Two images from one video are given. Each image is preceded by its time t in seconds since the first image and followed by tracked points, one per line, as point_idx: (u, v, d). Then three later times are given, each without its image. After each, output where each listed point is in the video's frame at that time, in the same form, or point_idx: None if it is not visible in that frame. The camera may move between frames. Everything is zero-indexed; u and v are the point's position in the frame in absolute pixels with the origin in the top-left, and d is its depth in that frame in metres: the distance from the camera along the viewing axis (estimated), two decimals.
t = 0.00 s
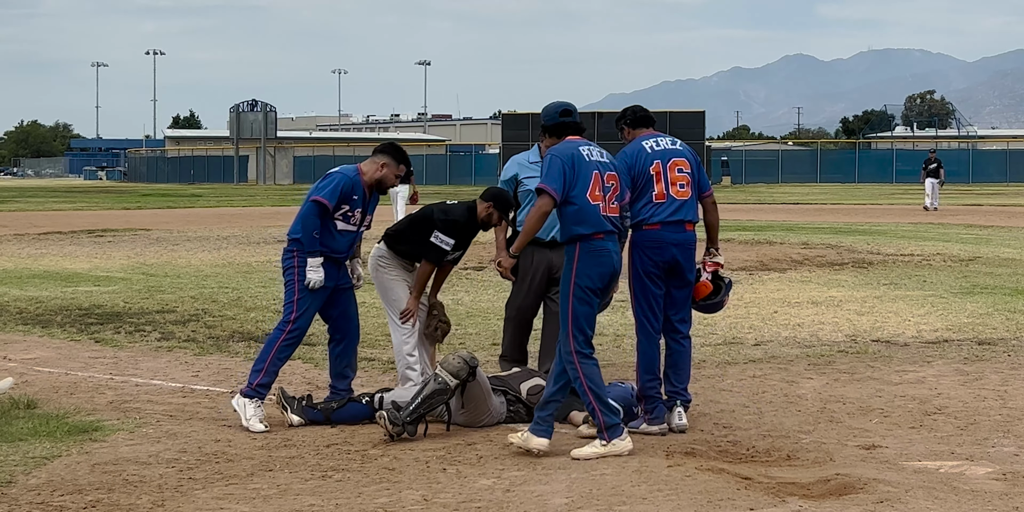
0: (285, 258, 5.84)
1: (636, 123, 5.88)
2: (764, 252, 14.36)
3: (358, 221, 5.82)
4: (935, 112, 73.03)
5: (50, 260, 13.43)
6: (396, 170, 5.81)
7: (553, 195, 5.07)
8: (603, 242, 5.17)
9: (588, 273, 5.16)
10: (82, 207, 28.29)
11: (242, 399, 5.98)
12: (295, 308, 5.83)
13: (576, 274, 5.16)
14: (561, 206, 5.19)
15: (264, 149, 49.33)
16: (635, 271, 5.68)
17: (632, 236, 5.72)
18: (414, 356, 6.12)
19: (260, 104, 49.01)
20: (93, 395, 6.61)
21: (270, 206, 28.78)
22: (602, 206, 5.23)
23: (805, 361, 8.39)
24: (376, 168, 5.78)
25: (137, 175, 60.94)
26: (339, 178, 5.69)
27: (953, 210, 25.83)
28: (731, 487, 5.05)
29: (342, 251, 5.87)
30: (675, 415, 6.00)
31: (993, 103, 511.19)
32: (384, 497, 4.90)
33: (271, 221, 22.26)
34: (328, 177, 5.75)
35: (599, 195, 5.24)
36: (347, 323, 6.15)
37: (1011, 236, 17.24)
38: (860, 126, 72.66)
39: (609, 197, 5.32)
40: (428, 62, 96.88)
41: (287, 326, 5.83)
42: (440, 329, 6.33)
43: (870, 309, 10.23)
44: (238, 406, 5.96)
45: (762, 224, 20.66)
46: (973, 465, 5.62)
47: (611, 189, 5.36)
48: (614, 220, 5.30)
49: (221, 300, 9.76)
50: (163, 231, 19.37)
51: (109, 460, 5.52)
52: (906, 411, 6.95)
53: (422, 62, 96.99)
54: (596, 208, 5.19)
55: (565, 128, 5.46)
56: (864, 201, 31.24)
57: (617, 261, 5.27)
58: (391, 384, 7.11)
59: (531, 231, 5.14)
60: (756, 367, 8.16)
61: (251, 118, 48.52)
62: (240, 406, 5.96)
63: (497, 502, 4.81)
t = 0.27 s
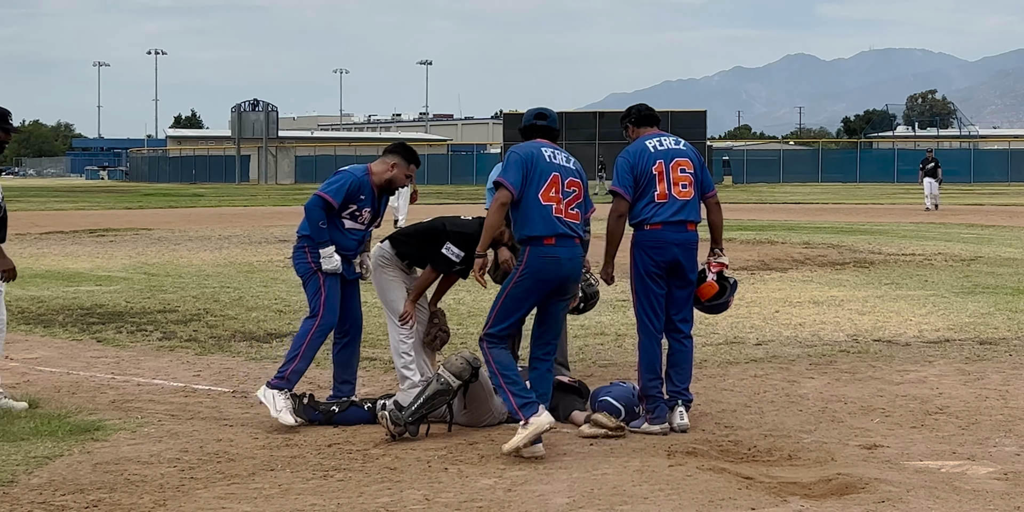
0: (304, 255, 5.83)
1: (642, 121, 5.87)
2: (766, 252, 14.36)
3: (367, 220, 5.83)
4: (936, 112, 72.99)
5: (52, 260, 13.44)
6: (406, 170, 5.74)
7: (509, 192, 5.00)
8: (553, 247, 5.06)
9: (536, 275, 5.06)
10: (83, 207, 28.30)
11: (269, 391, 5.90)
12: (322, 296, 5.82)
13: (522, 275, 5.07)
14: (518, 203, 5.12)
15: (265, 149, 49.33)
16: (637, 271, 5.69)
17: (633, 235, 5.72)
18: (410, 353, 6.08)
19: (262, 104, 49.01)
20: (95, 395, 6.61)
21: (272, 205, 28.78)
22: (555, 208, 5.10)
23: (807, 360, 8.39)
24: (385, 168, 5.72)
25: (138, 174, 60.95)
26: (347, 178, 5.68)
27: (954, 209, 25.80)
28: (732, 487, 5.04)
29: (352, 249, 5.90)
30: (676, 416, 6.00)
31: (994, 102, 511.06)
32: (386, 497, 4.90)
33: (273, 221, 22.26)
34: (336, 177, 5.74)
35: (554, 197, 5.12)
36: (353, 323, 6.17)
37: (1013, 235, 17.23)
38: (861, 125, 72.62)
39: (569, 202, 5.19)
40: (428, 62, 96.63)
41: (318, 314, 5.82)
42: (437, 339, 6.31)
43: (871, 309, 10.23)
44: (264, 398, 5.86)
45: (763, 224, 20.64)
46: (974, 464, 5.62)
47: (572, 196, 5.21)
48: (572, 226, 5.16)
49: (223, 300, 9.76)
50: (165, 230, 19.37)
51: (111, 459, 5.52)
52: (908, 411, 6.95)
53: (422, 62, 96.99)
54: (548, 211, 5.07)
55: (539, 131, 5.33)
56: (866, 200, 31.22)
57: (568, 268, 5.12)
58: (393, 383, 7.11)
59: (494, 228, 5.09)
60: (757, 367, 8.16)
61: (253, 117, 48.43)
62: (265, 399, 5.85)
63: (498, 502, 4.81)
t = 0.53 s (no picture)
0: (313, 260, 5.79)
1: (646, 120, 5.87)
2: (767, 252, 14.35)
3: (373, 219, 5.83)
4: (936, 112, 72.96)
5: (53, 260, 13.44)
6: (410, 166, 5.70)
7: (465, 194, 5.03)
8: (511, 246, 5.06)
9: (496, 275, 5.09)
10: (84, 206, 28.32)
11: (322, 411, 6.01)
12: (333, 305, 5.78)
13: (482, 275, 5.11)
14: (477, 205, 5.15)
15: (266, 149, 49.34)
16: (639, 271, 5.69)
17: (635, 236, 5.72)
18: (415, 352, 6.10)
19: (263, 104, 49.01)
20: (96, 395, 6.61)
21: (273, 205, 28.79)
22: (512, 208, 5.10)
23: (808, 360, 8.39)
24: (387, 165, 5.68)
25: (139, 174, 60.98)
26: (351, 179, 5.67)
27: (954, 209, 25.78)
28: (733, 487, 5.04)
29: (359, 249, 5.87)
30: (677, 416, 5.99)
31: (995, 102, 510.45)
32: (387, 497, 4.90)
33: (274, 220, 22.27)
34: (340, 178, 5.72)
35: (511, 196, 5.12)
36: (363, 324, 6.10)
37: (1014, 235, 17.22)
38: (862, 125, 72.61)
39: (531, 200, 5.16)
40: (428, 62, 96.57)
41: (333, 324, 5.78)
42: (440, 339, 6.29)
43: (873, 309, 10.22)
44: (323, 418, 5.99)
45: (764, 224, 20.62)
46: (975, 464, 5.62)
47: (535, 194, 5.19)
48: (534, 225, 5.13)
49: (224, 300, 9.75)
50: (166, 230, 19.38)
51: (112, 459, 5.52)
52: (909, 411, 6.95)
53: (423, 62, 97.05)
54: (503, 211, 5.08)
55: (509, 131, 5.33)
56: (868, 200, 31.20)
57: (530, 266, 5.12)
58: (394, 383, 7.11)
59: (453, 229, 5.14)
60: (759, 367, 8.15)
61: (254, 117, 48.37)
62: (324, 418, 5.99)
63: (499, 501, 4.81)
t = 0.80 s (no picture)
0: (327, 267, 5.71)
1: (649, 120, 5.87)
2: (768, 252, 14.34)
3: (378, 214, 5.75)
4: (936, 112, 72.93)
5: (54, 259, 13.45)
6: (402, 154, 5.67)
7: (440, 193, 5.05)
8: (495, 243, 5.07)
9: (482, 272, 5.10)
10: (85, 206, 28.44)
11: (330, 417, 5.98)
12: (352, 316, 5.77)
13: (469, 274, 5.12)
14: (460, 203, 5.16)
15: (267, 149, 49.35)
16: (640, 270, 5.69)
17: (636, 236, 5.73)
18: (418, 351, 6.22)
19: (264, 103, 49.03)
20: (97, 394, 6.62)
21: (274, 204, 28.81)
22: (494, 204, 5.10)
23: (808, 360, 8.39)
24: (379, 156, 5.63)
25: (140, 173, 61.06)
26: (357, 183, 5.52)
27: (955, 208, 25.76)
28: (734, 486, 5.04)
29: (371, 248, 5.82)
30: (677, 415, 5.96)
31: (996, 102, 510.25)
32: (388, 496, 4.90)
33: (275, 220, 22.28)
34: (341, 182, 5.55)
35: (492, 193, 5.11)
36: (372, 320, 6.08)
37: (1015, 234, 17.20)
38: (863, 125, 72.61)
39: (513, 197, 5.15)
40: (429, 62, 96.51)
41: (350, 334, 5.77)
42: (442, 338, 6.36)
43: (873, 309, 10.22)
44: (331, 425, 5.97)
45: (765, 223, 20.61)
46: (976, 464, 5.61)
47: (518, 190, 5.18)
48: (517, 220, 5.13)
49: (225, 299, 9.76)
50: (167, 230, 19.39)
51: (113, 458, 5.52)
52: (910, 410, 6.94)
53: (424, 63, 97.15)
54: (485, 209, 5.09)
55: (492, 129, 5.33)
56: (869, 199, 31.18)
57: (515, 262, 5.12)
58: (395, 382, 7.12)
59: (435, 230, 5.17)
60: (759, 366, 8.16)
61: (256, 116, 48.34)
62: (332, 425, 5.96)
63: (500, 501, 4.81)
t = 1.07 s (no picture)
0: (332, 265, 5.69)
1: (650, 119, 5.86)
2: (769, 251, 14.34)
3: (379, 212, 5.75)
4: (937, 112, 72.90)
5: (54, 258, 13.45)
6: (395, 148, 5.68)
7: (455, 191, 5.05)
8: (500, 242, 5.08)
9: (486, 271, 5.10)
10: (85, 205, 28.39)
11: (330, 418, 5.98)
12: (354, 318, 5.77)
13: (473, 273, 5.12)
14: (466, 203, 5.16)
15: (267, 148, 49.34)
16: (640, 270, 5.70)
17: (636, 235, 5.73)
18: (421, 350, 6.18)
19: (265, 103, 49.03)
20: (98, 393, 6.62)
21: (275, 204, 28.80)
22: (502, 204, 5.11)
23: (809, 359, 8.39)
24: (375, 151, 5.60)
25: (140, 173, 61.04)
26: (360, 182, 5.49)
27: (955, 208, 25.75)
28: (735, 486, 5.04)
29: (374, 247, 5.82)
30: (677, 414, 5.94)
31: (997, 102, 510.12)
32: (388, 495, 4.90)
33: (275, 219, 22.28)
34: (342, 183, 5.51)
35: (502, 192, 5.12)
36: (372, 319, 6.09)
37: (1016, 234, 17.19)
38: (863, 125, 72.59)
39: (520, 198, 5.17)
40: (429, 62, 96.56)
41: (352, 335, 5.76)
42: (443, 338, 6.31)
43: (874, 308, 10.22)
44: (331, 426, 5.97)
45: (766, 223, 20.61)
46: (977, 464, 5.61)
47: (525, 191, 5.19)
48: (523, 220, 5.15)
49: (226, 298, 9.76)
50: (167, 229, 19.39)
51: (114, 458, 5.52)
52: (911, 410, 6.94)
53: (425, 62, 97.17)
54: (492, 208, 5.09)
55: (500, 132, 5.33)
56: (871, 199, 31.16)
57: (520, 262, 5.13)
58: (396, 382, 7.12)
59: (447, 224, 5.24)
60: (760, 366, 8.16)
61: (256, 115, 48.29)
62: (332, 426, 5.97)
63: (501, 500, 4.81)
